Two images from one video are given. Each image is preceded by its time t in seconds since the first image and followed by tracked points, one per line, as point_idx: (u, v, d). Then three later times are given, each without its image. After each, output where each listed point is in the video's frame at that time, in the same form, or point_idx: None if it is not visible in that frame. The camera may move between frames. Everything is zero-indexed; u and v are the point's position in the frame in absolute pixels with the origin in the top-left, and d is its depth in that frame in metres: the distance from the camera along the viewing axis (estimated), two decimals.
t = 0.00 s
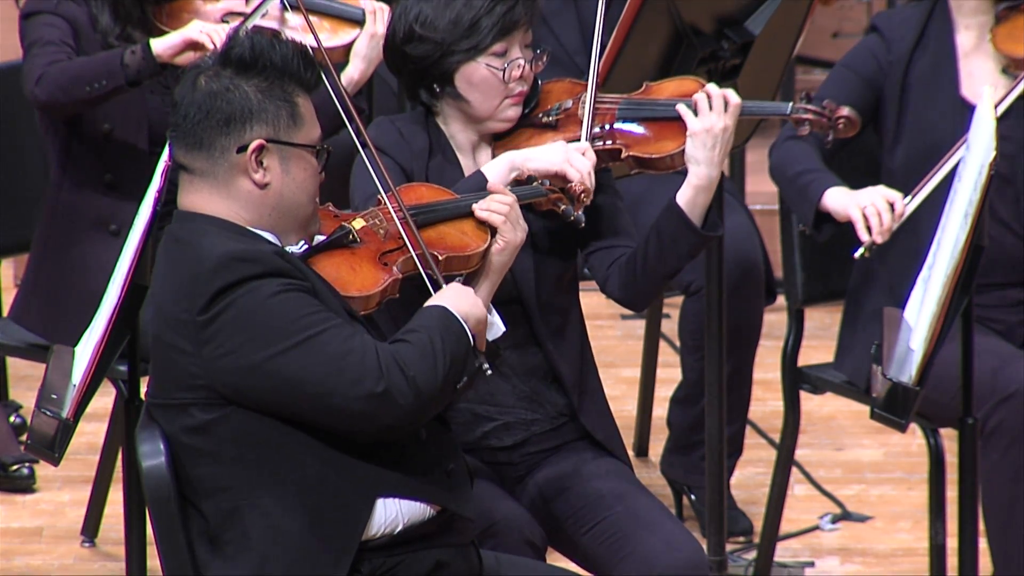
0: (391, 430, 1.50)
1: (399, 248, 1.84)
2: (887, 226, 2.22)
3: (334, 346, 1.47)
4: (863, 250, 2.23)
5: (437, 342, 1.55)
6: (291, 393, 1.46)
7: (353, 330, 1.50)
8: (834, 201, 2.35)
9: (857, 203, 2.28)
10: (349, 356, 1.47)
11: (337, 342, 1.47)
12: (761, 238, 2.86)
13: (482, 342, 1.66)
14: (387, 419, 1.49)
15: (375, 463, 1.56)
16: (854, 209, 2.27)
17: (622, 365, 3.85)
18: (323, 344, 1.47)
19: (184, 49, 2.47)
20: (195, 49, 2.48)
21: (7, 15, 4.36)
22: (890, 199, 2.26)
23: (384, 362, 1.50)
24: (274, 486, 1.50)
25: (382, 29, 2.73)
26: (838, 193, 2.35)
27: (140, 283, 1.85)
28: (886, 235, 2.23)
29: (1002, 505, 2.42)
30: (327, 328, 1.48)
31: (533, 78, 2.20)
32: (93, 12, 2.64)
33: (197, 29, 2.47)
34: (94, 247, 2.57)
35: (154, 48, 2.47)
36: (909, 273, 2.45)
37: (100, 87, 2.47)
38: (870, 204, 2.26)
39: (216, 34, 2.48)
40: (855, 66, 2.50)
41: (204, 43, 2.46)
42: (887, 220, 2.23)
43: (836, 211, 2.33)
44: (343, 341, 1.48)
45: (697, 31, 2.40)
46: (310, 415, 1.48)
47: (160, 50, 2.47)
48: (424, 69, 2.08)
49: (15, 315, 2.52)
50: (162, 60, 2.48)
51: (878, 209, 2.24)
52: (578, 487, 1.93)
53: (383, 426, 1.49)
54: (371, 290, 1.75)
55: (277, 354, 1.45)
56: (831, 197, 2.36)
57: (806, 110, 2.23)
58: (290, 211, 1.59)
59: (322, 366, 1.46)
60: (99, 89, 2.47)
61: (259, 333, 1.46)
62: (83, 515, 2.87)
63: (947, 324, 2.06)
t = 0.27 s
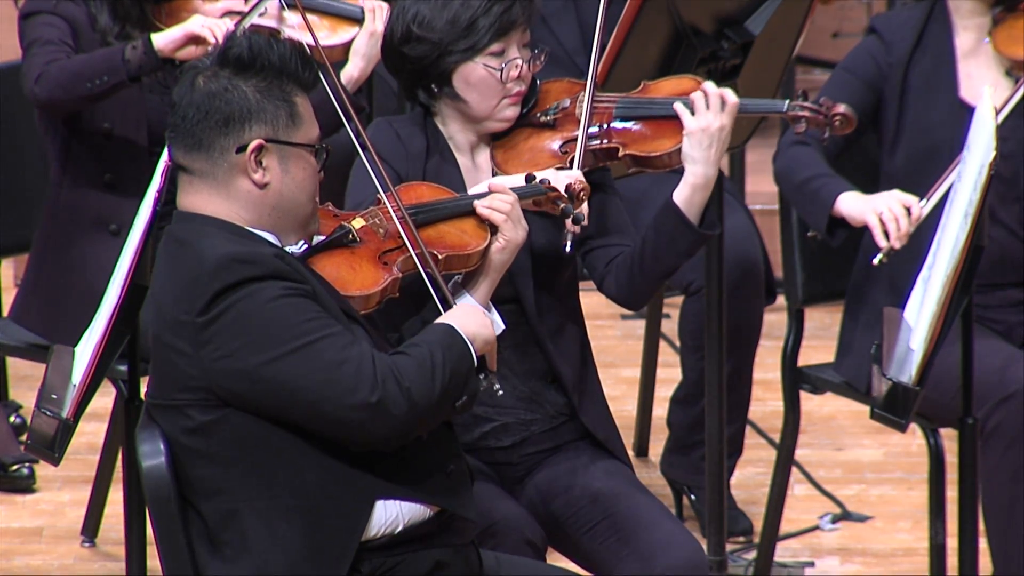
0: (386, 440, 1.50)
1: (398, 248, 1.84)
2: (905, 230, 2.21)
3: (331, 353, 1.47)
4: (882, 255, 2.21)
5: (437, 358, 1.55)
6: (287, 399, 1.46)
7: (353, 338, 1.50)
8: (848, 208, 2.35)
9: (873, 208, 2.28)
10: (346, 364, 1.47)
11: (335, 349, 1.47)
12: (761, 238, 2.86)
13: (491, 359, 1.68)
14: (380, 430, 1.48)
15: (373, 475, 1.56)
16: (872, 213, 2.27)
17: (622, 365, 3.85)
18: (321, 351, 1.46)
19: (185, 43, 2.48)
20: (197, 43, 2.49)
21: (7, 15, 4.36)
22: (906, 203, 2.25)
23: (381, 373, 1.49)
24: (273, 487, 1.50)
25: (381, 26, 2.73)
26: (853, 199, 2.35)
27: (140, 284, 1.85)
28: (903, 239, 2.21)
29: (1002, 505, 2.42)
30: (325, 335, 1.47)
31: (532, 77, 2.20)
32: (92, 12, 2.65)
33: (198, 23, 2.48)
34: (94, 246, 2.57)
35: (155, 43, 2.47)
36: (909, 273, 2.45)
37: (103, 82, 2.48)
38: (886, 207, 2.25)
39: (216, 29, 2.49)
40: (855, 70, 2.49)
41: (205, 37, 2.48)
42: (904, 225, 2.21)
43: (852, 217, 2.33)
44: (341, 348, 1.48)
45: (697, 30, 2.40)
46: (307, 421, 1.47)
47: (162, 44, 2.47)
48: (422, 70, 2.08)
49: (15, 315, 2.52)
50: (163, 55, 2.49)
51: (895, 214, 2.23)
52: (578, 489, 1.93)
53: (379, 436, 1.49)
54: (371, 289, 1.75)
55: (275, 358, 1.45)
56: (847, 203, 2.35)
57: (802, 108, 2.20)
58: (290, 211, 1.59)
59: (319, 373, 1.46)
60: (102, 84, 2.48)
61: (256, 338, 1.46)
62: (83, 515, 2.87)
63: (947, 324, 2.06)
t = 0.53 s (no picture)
0: (381, 445, 1.49)
1: (396, 247, 1.84)
2: (922, 239, 2.19)
3: (328, 357, 1.47)
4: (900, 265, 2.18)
5: (437, 365, 1.55)
6: (284, 402, 1.46)
7: (351, 343, 1.49)
8: (861, 215, 2.33)
9: (888, 217, 2.26)
10: (342, 368, 1.47)
11: (332, 353, 1.47)
12: (761, 238, 2.86)
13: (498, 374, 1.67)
14: (376, 435, 1.48)
15: (370, 479, 1.55)
16: (886, 222, 2.25)
17: (622, 365, 3.85)
18: (318, 355, 1.46)
19: (187, 39, 2.50)
20: (199, 39, 2.51)
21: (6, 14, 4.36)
22: (921, 210, 2.24)
23: (378, 378, 1.49)
24: (272, 487, 1.50)
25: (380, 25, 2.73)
26: (865, 207, 2.33)
27: (139, 283, 1.85)
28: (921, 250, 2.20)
29: (1002, 505, 2.42)
30: (323, 339, 1.47)
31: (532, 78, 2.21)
32: (92, 12, 2.65)
33: (201, 19, 2.50)
34: (94, 246, 2.57)
35: (157, 38, 2.49)
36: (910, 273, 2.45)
37: (105, 79, 2.48)
38: (902, 216, 2.24)
39: (218, 24, 2.50)
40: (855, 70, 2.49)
41: (208, 32, 2.49)
42: (921, 233, 2.20)
43: (866, 226, 2.31)
44: (339, 352, 1.47)
45: (697, 30, 2.39)
46: (303, 424, 1.47)
47: (164, 39, 2.49)
48: (420, 70, 2.08)
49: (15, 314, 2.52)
50: (166, 51, 2.50)
51: (911, 222, 2.22)
52: (578, 489, 1.93)
53: (375, 441, 1.49)
54: (371, 287, 1.75)
55: (272, 361, 1.45)
56: (859, 211, 2.33)
57: (800, 112, 2.20)
58: (288, 210, 1.59)
59: (315, 377, 1.46)
60: (104, 81, 2.48)
61: (253, 340, 1.46)
62: (83, 515, 2.87)
63: (947, 323, 2.06)
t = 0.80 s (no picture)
0: (377, 450, 1.49)
1: (394, 246, 1.84)
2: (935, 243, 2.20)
3: (325, 361, 1.46)
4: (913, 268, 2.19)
5: (437, 373, 1.54)
6: (281, 405, 1.46)
7: (349, 347, 1.49)
8: (871, 216, 2.34)
9: (900, 219, 2.27)
10: (340, 372, 1.46)
11: (330, 357, 1.47)
12: (761, 238, 2.86)
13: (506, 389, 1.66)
14: (371, 440, 1.48)
15: (368, 480, 1.55)
16: (898, 224, 2.26)
17: (622, 365, 3.85)
18: (316, 358, 1.46)
19: (189, 36, 2.48)
20: (200, 36, 2.49)
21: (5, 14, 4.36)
22: (933, 213, 2.25)
23: (376, 384, 1.49)
24: (271, 487, 1.50)
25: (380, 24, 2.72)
26: (876, 209, 2.33)
27: (139, 283, 1.85)
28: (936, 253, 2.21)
29: (1002, 505, 2.42)
30: (321, 343, 1.47)
31: (530, 79, 2.21)
32: (91, 11, 2.65)
33: (202, 16, 2.47)
34: (94, 246, 2.57)
35: (158, 36, 2.47)
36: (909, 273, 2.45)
37: (106, 77, 2.48)
38: (915, 219, 2.24)
39: (220, 21, 2.47)
40: (856, 70, 2.49)
41: (209, 29, 2.47)
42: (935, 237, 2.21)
43: (877, 229, 2.32)
44: (336, 356, 1.47)
45: (697, 30, 2.40)
46: (300, 427, 1.47)
47: (165, 37, 2.47)
48: (418, 71, 2.08)
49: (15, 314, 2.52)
50: (167, 48, 2.49)
51: (925, 226, 2.23)
52: (577, 489, 1.93)
53: (372, 446, 1.48)
54: (371, 287, 1.75)
55: (270, 363, 1.45)
56: (869, 212, 2.34)
57: (796, 113, 2.17)
58: (288, 210, 1.59)
59: (312, 380, 1.45)
60: (105, 79, 2.48)
61: (251, 341, 1.46)
62: (83, 515, 2.87)
63: (947, 323, 2.07)
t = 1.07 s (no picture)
0: (372, 456, 1.49)
1: (394, 246, 1.84)
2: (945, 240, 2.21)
3: (323, 365, 1.46)
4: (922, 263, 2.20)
5: (437, 384, 1.54)
6: (278, 408, 1.46)
7: (348, 351, 1.49)
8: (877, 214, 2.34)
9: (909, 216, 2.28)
10: (337, 376, 1.46)
11: (328, 361, 1.46)
12: (762, 238, 2.86)
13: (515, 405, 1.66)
14: (364, 446, 1.47)
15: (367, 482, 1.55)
16: (907, 222, 2.27)
17: (622, 365, 3.85)
18: (314, 361, 1.46)
19: (191, 32, 2.48)
20: (201, 32, 2.48)
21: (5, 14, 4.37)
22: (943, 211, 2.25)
23: (373, 390, 1.48)
24: (270, 488, 1.50)
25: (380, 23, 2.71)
26: (884, 207, 2.34)
27: (139, 283, 1.85)
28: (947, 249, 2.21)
29: (1002, 505, 2.42)
30: (319, 347, 1.46)
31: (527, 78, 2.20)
32: (90, 11, 2.65)
33: (204, 13, 2.47)
34: (93, 246, 2.57)
35: (160, 32, 2.48)
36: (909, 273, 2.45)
37: (107, 74, 2.48)
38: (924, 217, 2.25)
39: (223, 18, 2.45)
40: (857, 70, 2.49)
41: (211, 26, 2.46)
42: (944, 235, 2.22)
43: (885, 227, 2.32)
44: (335, 360, 1.47)
45: (697, 30, 2.40)
46: (297, 430, 1.47)
47: (166, 34, 2.48)
48: (414, 70, 2.09)
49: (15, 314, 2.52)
50: (168, 45, 2.49)
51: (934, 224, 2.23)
52: (577, 489, 1.93)
53: (368, 452, 1.48)
54: (371, 287, 1.75)
55: (268, 365, 1.45)
56: (875, 209, 2.35)
57: (789, 108, 2.16)
58: (287, 210, 1.59)
59: (309, 383, 1.45)
60: (107, 76, 2.48)
61: (250, 343, 1.45)
62: (83, 515, 2.87)
63: (947, 323, 2.06)
